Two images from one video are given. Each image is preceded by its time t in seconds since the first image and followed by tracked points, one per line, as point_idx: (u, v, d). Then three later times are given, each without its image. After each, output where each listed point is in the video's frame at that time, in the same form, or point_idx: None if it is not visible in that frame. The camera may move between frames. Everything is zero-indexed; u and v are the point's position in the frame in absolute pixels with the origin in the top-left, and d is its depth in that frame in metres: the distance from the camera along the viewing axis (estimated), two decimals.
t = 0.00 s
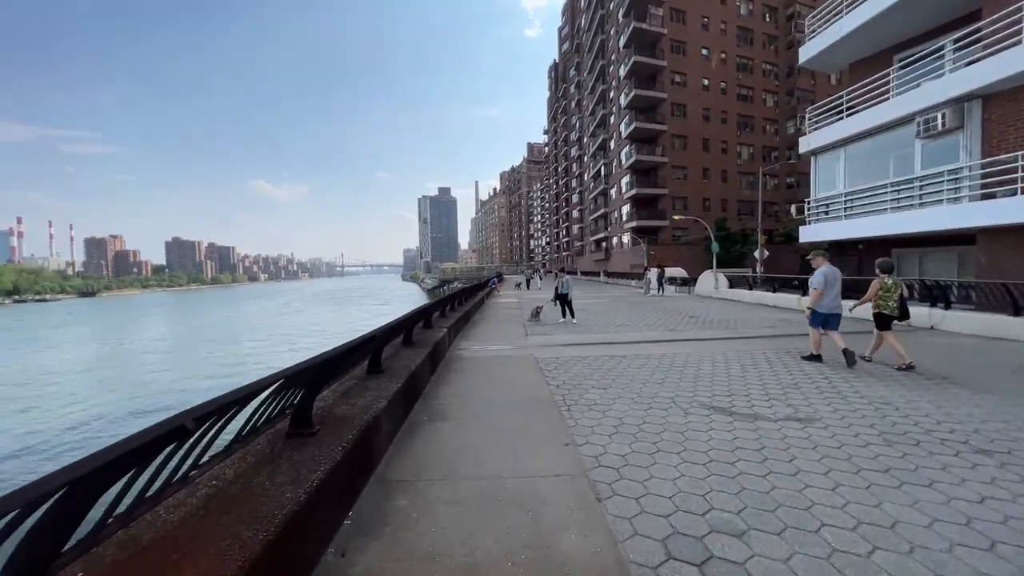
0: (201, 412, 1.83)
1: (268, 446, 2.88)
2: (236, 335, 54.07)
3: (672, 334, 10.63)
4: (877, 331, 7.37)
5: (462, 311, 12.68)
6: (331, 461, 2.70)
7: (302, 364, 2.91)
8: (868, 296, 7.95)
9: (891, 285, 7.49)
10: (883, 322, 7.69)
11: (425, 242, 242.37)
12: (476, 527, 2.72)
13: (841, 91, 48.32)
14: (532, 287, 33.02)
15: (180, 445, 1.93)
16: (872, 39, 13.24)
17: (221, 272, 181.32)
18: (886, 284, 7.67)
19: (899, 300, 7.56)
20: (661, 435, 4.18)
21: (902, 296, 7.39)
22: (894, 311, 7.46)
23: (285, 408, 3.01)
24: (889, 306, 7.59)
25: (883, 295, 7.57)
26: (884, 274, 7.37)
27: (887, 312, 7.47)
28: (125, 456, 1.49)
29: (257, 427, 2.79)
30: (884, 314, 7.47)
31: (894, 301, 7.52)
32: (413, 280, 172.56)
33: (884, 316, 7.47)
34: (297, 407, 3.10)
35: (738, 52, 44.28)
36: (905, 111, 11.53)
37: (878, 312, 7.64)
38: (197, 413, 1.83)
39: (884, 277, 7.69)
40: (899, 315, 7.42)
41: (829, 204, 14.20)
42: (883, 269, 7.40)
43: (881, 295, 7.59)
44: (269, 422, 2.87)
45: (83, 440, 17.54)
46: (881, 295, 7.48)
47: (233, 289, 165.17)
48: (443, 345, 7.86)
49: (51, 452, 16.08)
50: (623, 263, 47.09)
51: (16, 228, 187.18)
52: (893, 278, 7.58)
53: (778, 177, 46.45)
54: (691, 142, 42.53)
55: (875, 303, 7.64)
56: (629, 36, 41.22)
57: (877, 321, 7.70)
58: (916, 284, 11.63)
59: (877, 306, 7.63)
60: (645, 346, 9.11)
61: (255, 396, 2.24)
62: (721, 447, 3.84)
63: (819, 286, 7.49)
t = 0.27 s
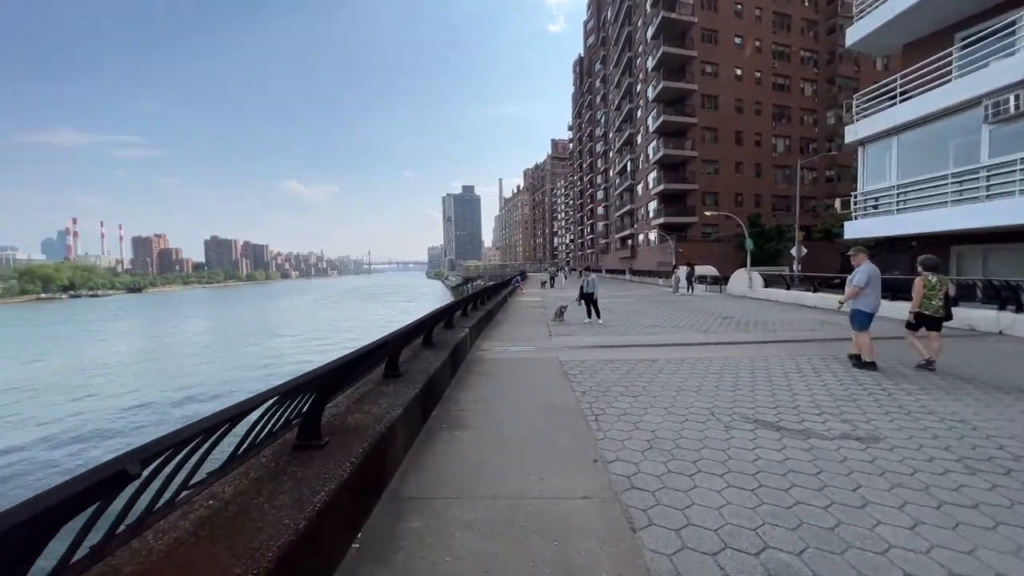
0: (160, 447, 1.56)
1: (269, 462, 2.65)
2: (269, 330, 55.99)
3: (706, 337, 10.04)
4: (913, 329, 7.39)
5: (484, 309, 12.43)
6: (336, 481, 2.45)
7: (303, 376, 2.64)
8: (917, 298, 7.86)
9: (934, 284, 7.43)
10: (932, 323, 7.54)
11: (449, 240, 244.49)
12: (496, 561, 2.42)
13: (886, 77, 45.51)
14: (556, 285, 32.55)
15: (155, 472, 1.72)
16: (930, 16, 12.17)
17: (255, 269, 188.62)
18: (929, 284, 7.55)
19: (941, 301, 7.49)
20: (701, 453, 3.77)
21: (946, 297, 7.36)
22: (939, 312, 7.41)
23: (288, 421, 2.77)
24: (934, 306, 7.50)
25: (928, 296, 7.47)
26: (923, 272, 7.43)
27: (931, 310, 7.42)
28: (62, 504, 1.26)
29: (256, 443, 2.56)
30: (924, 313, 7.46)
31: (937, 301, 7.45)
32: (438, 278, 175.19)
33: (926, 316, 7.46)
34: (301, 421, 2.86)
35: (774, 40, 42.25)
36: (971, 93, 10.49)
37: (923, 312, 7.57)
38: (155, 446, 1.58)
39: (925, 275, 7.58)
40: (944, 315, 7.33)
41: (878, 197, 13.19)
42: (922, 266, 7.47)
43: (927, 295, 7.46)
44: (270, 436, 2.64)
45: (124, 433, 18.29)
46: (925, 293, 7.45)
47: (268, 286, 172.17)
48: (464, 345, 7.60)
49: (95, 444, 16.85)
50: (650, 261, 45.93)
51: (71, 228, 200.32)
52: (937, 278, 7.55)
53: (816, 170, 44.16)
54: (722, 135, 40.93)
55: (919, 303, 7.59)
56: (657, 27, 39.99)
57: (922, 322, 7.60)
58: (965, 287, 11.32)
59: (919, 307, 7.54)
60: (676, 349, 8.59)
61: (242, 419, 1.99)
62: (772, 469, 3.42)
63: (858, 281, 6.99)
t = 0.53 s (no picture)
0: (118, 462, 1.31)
1: (269, 472, 2.40)
2: (296, 326, 57.49)
3: (741, 337, 9.44)
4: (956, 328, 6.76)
5: (505, 306, 12.12)
6: (339, 497, 2.19)
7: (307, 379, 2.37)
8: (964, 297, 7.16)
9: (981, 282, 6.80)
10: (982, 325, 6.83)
11: (470, 238, 245.59)
12: None
13: (934, 61, 42.64)
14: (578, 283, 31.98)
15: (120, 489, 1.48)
16: None
17: (284, 267, 194.58)
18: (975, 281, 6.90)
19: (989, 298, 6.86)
20: (751, 472, 3.33)
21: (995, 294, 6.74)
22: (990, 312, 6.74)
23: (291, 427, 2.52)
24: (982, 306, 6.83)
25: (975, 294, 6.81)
26: (967, 269, 6.82)
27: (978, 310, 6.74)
28: None
29: (254, 451, 2.30)
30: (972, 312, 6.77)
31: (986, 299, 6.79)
32: (460, 275, 176.63)
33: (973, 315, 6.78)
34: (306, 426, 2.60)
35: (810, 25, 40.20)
36: None
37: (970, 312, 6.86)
38: (110, 462, 1.34)
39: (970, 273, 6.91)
40: (996, 316, 6.64)
41: (933, 187, 12.15)
42: (967, 263, 6.85)
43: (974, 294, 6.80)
44: (271, 443, 2.39)
45: (157, 426, 18.91)
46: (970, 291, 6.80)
47: (296, 283, 177.54)
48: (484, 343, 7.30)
49: (131, 436, 17.48)
50: (675, 258, 44.64)
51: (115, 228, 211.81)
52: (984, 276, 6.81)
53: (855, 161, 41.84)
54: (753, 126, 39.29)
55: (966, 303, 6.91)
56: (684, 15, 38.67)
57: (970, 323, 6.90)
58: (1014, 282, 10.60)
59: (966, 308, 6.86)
60: (710, 350, 8.05)
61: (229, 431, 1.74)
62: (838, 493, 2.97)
63: (907, 276, 6.64)
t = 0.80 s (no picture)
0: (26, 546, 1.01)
1: (258, 506, 2.13)
2: (312, 324, 58.23)
3: (768, 342, 8.96)
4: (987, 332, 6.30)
5: (518, 307, 11.79)
6: (332, 540, 1.91)
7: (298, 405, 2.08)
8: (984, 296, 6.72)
9: (1008, 282, 6.37)
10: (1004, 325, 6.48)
11: (483, 236, 246.26)
12: None
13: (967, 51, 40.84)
14: (592, 282, 31.46)
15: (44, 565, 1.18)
16: None
17: (300, 265, 198.07)
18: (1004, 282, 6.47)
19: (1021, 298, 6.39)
20: (801, 504, 2.92)
21: None
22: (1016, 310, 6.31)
23: (283, 454, 2.25)
24: (1007, 306, 6.45)
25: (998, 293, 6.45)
26: (996, 269, 6.32)
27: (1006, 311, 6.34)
28: None
29: (236, 483, 2.00)
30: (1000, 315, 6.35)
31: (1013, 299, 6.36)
32: (472, 273, 177.13)
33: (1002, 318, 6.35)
34: (300, 452, 2.32)
35: (834, 15, 38.86)
36: None
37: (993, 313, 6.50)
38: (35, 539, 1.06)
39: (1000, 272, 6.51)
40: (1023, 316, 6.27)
41: (974, 182, 11.46)
42: (996, 262, 6.33)
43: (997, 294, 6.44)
44: (257, 474, 2.09)
45: (174, 424, 19.14)
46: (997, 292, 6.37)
47: (311, 280, 180.50)
48: (497, 348, 6.99)
49: (148, 434, 17.69)
50: (692, 257, 43.67)
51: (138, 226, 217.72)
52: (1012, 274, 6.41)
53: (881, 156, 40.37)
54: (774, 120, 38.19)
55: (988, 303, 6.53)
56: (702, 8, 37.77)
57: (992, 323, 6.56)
58: None
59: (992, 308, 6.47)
60: (737, 357, 7.61)
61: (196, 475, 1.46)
62: (909, 536, 2.55)
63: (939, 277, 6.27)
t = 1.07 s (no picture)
0: None
1: (222, 537, 1.85)
2: (312, 323, 57.98)
3: (778, 344, 8.64)
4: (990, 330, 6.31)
5: (519, 308, 11.48)
6: None
7: (268, 424, 1.80)
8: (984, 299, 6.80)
9: (1008, 283, 6.46)
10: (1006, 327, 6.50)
11: (484, 236, 246.09)
12: None
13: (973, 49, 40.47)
14: (594, 282, 31.13)
15: None
16: None
17: (301, 264, 197.86)
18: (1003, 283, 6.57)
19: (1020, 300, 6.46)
20: (834, 529, 2.64)
21: None
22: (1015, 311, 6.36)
23: (253, 478, 1.98)
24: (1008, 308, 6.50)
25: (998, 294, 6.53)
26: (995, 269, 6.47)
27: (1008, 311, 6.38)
28: None
29: (194, 518, 1.71)
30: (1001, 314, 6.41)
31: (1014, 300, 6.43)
32: (473, 273, 176.92)
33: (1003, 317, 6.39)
34: (274, 475, 2.04)
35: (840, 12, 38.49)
36: None
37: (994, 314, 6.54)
38: None
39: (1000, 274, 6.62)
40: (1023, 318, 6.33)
41: (990, 179, 11.10)
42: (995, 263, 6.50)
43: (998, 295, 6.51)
44: (220, 505, 1.80)
45: (171, 425, 18.92)
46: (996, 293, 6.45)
47: (312, 279, 180.71)
48: (498, 351, 6.68)
49: (144, 436, 17.40)
50: (695, 257, 43.30)
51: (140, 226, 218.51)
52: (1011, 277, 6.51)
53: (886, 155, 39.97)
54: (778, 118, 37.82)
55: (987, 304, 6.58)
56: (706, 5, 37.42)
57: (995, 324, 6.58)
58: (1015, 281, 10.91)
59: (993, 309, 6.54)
60: (748, 360, 7.29)
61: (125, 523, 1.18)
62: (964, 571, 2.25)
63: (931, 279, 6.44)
